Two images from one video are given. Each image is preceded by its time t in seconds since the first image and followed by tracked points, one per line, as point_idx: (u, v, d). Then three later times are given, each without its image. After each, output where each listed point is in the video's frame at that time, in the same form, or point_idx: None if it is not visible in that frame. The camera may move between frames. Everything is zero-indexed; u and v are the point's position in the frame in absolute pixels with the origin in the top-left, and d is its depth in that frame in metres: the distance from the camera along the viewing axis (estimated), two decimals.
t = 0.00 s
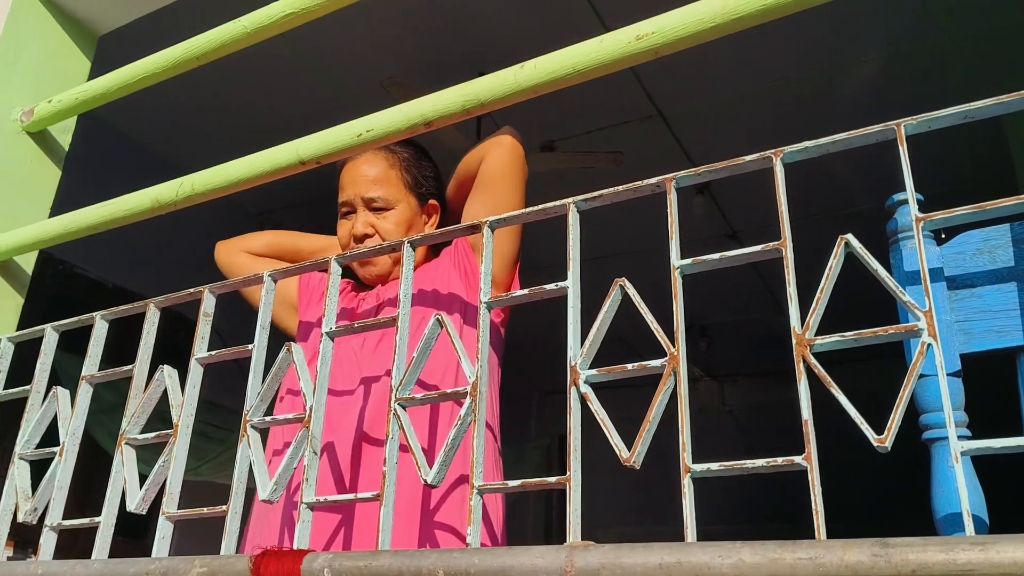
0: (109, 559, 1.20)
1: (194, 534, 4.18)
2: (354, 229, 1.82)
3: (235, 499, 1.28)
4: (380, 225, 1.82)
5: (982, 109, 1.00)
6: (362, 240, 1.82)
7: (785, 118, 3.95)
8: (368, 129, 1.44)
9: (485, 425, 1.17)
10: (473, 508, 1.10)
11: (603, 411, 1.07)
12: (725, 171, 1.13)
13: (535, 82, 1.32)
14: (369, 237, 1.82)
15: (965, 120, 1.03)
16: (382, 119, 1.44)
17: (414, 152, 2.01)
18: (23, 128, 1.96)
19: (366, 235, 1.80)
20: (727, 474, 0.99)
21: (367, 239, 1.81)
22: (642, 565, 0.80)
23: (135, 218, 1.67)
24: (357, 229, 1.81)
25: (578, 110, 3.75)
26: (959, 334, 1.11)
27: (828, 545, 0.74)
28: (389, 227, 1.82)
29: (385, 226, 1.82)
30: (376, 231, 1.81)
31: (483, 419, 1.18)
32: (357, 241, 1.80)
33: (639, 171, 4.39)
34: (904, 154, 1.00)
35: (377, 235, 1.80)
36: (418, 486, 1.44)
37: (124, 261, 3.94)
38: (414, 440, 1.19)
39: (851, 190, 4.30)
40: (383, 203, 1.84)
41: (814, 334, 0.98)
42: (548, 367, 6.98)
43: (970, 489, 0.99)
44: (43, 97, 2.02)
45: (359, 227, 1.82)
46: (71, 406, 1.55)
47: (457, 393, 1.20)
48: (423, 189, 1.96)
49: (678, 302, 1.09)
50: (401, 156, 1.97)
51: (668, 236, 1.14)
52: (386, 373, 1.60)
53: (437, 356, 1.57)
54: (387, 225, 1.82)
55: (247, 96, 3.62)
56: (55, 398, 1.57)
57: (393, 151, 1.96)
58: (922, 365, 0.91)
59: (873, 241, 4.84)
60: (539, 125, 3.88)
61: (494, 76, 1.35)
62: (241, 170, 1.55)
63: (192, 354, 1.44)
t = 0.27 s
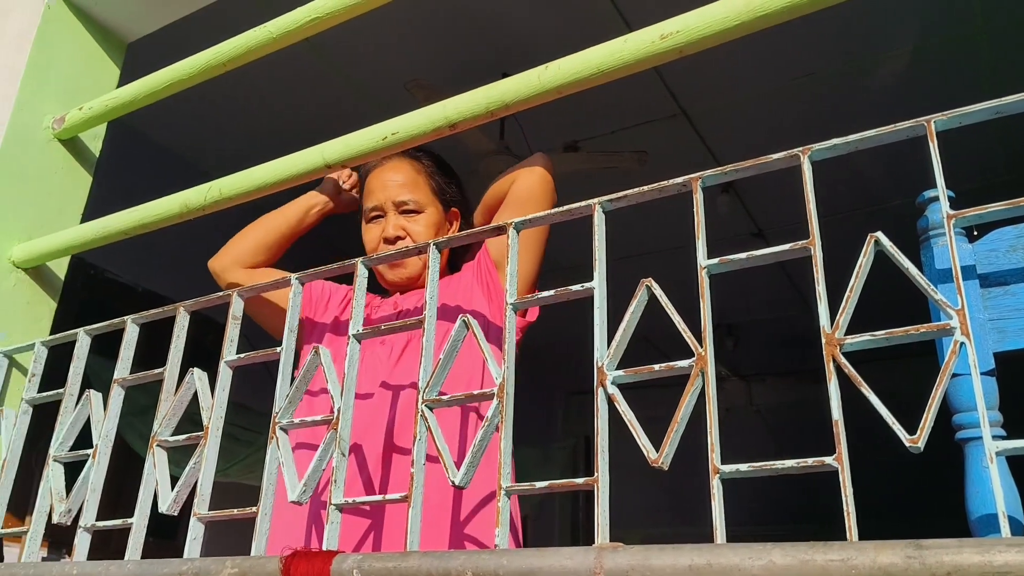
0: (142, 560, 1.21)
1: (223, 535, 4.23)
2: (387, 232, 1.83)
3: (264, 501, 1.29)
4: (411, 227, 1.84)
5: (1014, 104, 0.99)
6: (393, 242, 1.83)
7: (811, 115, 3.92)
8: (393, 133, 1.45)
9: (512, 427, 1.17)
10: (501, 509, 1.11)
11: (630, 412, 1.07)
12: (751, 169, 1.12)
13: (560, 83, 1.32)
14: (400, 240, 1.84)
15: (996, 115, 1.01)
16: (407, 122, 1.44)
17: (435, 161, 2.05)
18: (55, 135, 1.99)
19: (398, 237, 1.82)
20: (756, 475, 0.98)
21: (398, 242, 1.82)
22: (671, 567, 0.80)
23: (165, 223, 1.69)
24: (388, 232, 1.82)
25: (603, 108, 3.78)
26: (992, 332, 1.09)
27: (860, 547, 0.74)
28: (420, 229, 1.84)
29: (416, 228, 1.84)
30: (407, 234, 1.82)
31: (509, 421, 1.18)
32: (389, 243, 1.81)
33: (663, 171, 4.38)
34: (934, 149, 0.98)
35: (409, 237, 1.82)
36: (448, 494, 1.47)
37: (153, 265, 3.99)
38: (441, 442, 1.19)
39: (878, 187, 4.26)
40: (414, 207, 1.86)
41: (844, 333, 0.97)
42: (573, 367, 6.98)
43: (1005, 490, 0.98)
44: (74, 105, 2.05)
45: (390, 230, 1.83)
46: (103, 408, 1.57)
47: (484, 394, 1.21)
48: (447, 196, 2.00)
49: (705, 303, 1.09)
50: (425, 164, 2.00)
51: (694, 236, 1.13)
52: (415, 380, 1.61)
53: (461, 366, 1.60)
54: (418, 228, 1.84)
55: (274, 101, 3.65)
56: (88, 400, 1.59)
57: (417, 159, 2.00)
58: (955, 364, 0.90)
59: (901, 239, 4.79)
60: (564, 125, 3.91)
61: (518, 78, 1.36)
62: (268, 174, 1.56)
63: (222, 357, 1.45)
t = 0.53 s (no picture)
0: (165, 560, 1.23)
1: (244, 536, 4.26)
2: (409, 235, 1.86)
3: (285, 501, 1.30)
4: (434, 232, 1.88)
5: None
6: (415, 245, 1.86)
7: (829, 113, 3.90)
8: (410, 135, 1.46)
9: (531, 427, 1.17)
10: (519, 509, 1.11)
11: (648, 411, 1.07)
12: (768, 169, 1.12)
13: (576, 83, 1.32)
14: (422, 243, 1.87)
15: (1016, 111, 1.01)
16: (424, 125, 1.45)
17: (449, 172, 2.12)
18: (77, 141, 2.02)
19: (421, 239, 1.85)
20: (774, 474, 0.98)
21: (421, 244, 1.85)
22: (690, 566, 0.80)
23: (186, 227, 1.70)
24: (412, 234, 1.86)
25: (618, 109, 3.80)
26: (1012, 330, 1.09)
27: (880, 546, 0.73)
28: (443, 233, 1.88)
29: (438, 233, 1.88)
30: (430, 237, 1.86)
31: (527, 421, 1.19)
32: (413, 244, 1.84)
33: (680, 170, 4.37)
34: (952, 147, 0.98)
35: (432, 240, 1.86)
36: (467, 499, 1.48)
37: (174, 268, 4.03)
38: (460, 443, 1.20)
39: (898, 185, 4.23)
40: (437, 212, 1.91)
41: (862, 332, 0.96)
42: (591, 368, 6.97)
43: None
44: (96, 111, 2.08)
45: (413, 233, 1.87)
46: (127, 410, 1.59)
47: (502, 394, 1.21)
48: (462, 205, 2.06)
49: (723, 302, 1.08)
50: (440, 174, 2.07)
51: (712, 235, 1.13)
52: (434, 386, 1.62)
53: (477, 372, 1.61)
54: (440, 232, 1.88)
55: (292, 104, 3.68)
56: (111, 402, 1.61)
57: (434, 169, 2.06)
58: (975, 362, 0.90)
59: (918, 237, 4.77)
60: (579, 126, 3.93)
61: (535, 79, 1.36)
62: (287, 178, 1.58)
63: (242, 359, 1.47)
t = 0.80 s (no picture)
0: (178, 560, 1.23)
1: (257, 536, 4.28)
2: (420, 232, 1.88)
3: (297, 502, 1.31)
4: (443, 228, 1.90)
5: None
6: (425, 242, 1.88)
7: (841, 112, 3.88)
8: (421, 136, 1.46)
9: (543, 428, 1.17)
10: (531, 510, 1.11)
11: (660, 412, 1.06)
12: (781, 167, 1.11)
13: (587, 83, 1.32)
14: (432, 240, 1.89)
15: None
16: (435, 125, 1.45)
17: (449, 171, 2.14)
18: (91, 143, 2.03)
19: (432, 237, 1.87)
20: (788, 475, 0.97)
21: (432, 242, 1.87)
22: (703, 567, 0.80)
23: (199, 228, 1.71)
24: (423, 231, 1.88)
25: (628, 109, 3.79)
26: None
27: (895, 547, 0.73)
28: (452, 229, 1.90)
29: (448, 230, 1.90)
30: (440, 234, 1.88)
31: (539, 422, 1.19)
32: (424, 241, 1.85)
33: (691, 170, 4.36)
34: (967, 145, 0.97)
35: (442, 237, 1.88)
36: (477, 498, 1.48)
37: (186, 270, 4.05)
38: (472, 444, 1.20)
39: (910, 183, 4.21)
40: (445, 210, 1.93)
41: (876, 332, 0.96)
42: (602, 368, 6.96)
43: None
44: (109, 113, 2.09)
45: (423, 229, 1.88)
46: (140, 411, 1.60)
47: (513, 395, 1.21)
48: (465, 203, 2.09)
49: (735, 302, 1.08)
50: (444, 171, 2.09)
51: (724, 235, 1.12)
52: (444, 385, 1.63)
53: (486, 372, 1.61)
54: (449, 229, 1.90)
55: (303, 106, 3.69)
56: (125, 403, 1.62)
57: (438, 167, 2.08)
58: (991, 361, 0.89)
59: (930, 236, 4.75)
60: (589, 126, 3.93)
61: (546, 79, 1.36)
62: (299, 179, 1.58)
63: (255, 360, 1.47)
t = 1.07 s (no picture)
0: (191, 559, 1.24)
1: (267, 534, 4.29)
2: (431, 232, 1.87)
3: (309, 500, 1.31)
4: (454, 227, 1.89)
5: None
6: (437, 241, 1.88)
7: (850, 110, 3.87)
8: (431, 134, 1.46)
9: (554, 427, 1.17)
10: (543, 508, 1.11)
11: (672, 410, 1.06)
12: (793, 165, 1.11)
13: (597, 81, 1.32)
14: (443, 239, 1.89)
15: None
16: (445, 124, 1.45)
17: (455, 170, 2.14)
18: (101, 143, 2.04)
19: (443, 236, 1.87)
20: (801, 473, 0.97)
21: (443, 241, 1.87)
22: (718, 566, 0.80)
23: (209, 228, 1.71)
24: (434, 230, 1.87)
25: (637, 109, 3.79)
26: None
27: (911, 545, 0.73)
28: (463, 229, 1.89)
29: (459, 229, 1.89)
30: (451, 234, 1.88)
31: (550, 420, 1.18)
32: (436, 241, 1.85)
33: (700, 169, 4.36)
34: (981, 141, 0.97)
35: (453, 237, 1.88)
36: (489, 497, 1.48)
37: (196, 270, 4.07)
38: (483, 442, 1.20)
39: (919, 181, 4.20)
40: (456, 209, 1.93)
41: (891, 329, 0.95)
42: (610, 367, 6.96)
43: None
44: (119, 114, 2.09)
45: (434, 228, 1.88)
46: (152, 410, 1.60)
47: (525, 394, 1.21)
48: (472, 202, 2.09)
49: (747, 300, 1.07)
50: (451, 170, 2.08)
51: (736, 233, 1.12)
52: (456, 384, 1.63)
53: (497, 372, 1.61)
54: (460, 228, 1.90)
55: (312, 106, 3.70)
56: (137, 402, 1.63)
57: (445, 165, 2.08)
58: (1006, 359, 0.89)
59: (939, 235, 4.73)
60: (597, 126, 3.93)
61: (557, 77, 1.36)
62: (309, 178, 1.58)
63: (265, 359, 1.48)
